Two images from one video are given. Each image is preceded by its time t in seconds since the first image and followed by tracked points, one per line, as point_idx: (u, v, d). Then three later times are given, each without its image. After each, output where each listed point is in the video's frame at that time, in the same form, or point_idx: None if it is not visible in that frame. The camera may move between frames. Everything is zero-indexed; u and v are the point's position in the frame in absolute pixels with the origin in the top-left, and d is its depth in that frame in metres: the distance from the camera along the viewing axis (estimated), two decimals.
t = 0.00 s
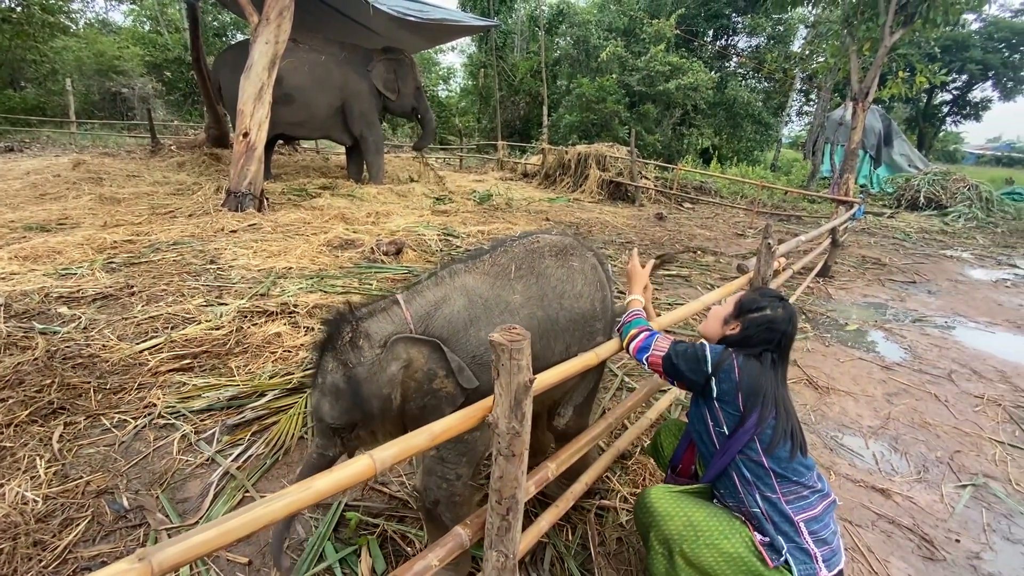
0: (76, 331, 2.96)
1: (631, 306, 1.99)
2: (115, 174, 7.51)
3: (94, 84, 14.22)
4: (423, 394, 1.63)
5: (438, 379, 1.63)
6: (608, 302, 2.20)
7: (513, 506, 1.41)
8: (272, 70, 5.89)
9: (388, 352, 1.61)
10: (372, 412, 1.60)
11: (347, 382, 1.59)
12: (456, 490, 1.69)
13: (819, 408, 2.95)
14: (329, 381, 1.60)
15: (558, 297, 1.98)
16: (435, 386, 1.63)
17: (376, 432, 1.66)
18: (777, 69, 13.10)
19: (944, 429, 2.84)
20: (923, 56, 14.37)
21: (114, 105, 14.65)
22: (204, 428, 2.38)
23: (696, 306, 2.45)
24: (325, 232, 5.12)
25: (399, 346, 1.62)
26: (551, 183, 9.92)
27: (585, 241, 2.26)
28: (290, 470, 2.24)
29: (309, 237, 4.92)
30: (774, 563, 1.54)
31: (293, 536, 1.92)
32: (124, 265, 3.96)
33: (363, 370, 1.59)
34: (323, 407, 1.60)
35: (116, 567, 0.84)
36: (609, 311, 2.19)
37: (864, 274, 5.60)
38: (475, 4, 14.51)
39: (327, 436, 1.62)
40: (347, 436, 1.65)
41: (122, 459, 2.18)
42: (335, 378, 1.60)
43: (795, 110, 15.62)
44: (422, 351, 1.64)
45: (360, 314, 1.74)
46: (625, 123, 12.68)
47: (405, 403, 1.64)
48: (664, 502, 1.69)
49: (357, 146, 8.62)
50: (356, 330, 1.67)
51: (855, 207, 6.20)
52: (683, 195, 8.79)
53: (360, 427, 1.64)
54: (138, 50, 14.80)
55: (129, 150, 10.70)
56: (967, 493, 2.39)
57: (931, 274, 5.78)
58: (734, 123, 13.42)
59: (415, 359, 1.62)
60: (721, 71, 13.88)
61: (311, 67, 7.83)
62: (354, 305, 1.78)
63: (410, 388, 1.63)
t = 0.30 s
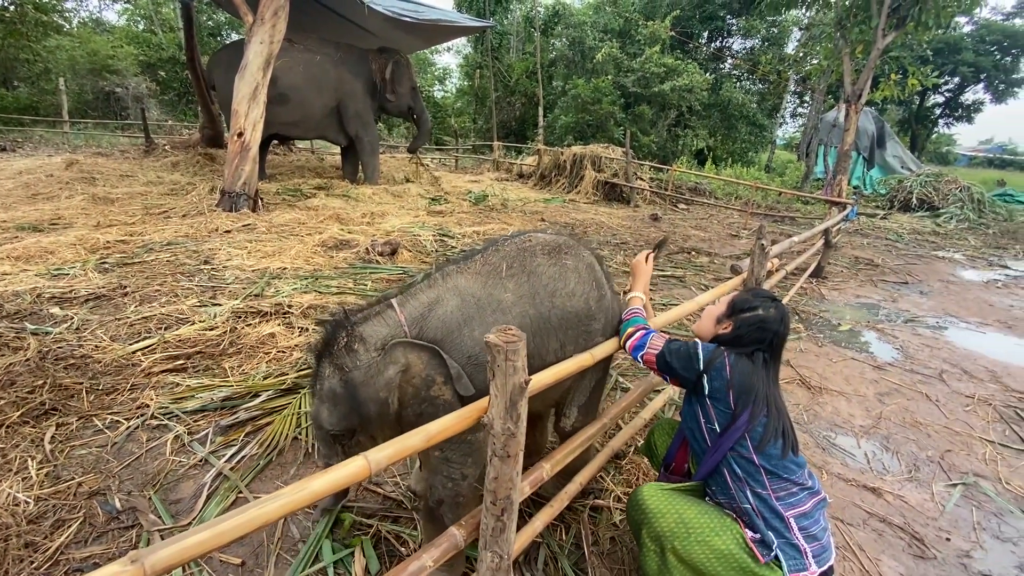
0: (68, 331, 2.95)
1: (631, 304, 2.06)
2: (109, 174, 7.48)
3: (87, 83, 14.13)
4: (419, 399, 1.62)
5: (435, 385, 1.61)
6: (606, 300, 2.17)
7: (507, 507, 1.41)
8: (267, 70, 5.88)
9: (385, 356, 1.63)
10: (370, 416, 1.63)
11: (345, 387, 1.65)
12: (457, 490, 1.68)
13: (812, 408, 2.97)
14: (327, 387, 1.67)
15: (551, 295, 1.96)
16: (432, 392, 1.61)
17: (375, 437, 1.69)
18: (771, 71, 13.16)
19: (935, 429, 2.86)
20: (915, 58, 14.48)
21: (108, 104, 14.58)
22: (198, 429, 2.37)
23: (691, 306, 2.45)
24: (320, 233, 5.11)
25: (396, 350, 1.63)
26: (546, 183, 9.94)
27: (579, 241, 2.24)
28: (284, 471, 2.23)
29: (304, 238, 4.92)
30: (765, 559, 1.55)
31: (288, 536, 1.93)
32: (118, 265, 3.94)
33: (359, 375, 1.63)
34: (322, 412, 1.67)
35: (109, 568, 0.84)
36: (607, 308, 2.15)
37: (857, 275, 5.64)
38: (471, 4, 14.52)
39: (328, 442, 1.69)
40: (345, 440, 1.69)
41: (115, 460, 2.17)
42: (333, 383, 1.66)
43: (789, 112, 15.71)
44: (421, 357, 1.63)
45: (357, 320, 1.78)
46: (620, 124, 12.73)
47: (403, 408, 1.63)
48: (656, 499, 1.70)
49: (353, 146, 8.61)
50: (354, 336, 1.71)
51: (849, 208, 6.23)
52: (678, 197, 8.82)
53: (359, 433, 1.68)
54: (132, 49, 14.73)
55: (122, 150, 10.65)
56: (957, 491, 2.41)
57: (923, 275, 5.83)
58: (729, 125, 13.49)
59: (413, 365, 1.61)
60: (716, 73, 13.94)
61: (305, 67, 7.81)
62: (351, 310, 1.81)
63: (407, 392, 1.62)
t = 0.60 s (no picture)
0: (60, 332, 2.93)
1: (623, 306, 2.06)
2: (103, 174, 7.44)
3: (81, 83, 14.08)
4: (418, 379, 1.65)
5: (433, 362, 1.66)
6: (595, 295, 2.14)
7: (502, 509, 1.41)
8: (262, 71, 5.87)
9: (381, 340, 1.64)
10: (373, 402, 1.62)
11: (346, 377, 1.60)
12: (450, 484, 1.69)
13: (805, 408, 2.98)
14: (326, 379, 1.60)
15: (529, 288, 1.99)
16: (430, 370, 1.65)
17: (380, 426, 1.67)
18: (765, 73, 13.23)
19: (928, 429, 2.88)
20: (909, 61, 14.56)
21: (102, 104, 14.51)
22: (191, 431, 2.36)
23: (685, 307, 2.45)
24: (315, 234, 5.10)
25: (390, 334, 1.66)
26: (542, 185, 9.95)
27: (570, 239, 2.24)
28: (277, 472, 2.23)
29: (299, 238, 4.91)
30: (761, 560, 1.55)
31: (281, 538, 1.92)
32: (111, 266, 3.92)
33: (359, 362, 1.62)
34: (324, 407, 1.58)
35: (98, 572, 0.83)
36: (594, 303, 2.11)
37: (851, 276, 5.66)
38: (467, 5, 14.55)
39: (332, 440, 1.61)
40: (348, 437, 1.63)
41: (107, 463, 2.16)
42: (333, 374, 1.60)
43: (784, 113, 15.77)
44: (415, 338, 1.67)
45: (347, 312, 1.78)
46: (615, 125, 12.78)
47: (403, 390, 1.66)
48: (654, 499, 1.70)
49: (348, 146, 8.59)
50: (346, 327, 1.71)
51: (842, 209, 6.27)
52: (674, 198, 8.84)
53: (364, 422, 1.64)
54: (127, 49, 14.68)
55: (116, 150, 10.60)
56: (950, 492, 2.42)
57: (916, 275, 5.86)
58: (724, 126, 13.55)
59: (408, 346, 1.66)
60: (711, 75, 14.00)
61: (301, 68, 7.81)
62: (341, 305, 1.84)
63: (406, 374, 1.65)
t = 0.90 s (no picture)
0: (56, 334, 2.92)
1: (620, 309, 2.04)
2: (98, 175, 7.41)
3: (76, 83, 14.01)
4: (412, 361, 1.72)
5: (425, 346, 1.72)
6: (588, 294, 2.09)
7: (498, 508, 1.41)
8: (259, 71, 5.85)
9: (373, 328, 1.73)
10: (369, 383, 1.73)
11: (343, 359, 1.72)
12: (452, 468, 1.74)
13: (802, 408, 2.99)
14: (325, 361, 1.74)
15: (523, 285, 1.99)
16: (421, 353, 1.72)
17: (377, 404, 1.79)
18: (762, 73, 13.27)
19: (924, 428, 2.89)
20: (905, 62, 14.61)
21: (97, 105, 14.46)
22: (188, 432, 2.35)
23: (683, 307, 2.45)
24: (312, 234, 5.09)
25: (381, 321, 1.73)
26: (540, 185, 9.95)
27: (570, 239, 2.24)
28: (275, 474, 2.23)
29: (296, 239, 4.89)
30: (758, 559, 1.56)
31: (279, 540, 1.92)
32: (106, 267, 3.90)
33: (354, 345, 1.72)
34: (325, 386, 1.73)
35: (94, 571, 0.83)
36: (588, 301, 2.08)
37: (847, 276, 5.68)
38: (464, 6, 14.56)
39: (336, 416, 1.76)
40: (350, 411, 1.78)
41: (103, 465, 2.15)
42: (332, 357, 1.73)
43: (780, 114, 15.81)
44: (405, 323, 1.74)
45: (346, 300, 1.91)
46: (613, 125, 12.79)
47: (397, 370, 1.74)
48: (652, 499, 1.70)
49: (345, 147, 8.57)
50: (344, 313, 1.82)
51: (839, 210, 6.28)
52: (671, 198, 8.85)
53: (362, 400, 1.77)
54: (123, 50, 14.63)
55: (112, 151, 10.56)
56: (946, 490, 2.43)
57: (912, 275, 5.88)
58: (721, 127, 13.58)
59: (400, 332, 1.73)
60: (707, 75, 14.04)
61: (298, 68, 7.80)
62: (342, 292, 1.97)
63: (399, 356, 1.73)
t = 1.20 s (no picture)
0: (52, 336, 2.91)
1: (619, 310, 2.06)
2: (94, 176, 7.39)
3: (71, 84, 13.95)
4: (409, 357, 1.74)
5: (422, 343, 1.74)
6: (588, 295, 2.09)
7: (497, 508, 1.41)
8: (255, 72, 5.85)
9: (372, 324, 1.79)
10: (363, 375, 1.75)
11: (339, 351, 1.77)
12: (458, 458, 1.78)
13: (799, 407, 3.00)
14: (323, 352, 1.80)
15: (523, 284, 1.99)
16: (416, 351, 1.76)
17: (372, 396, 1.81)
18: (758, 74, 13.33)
19: (919, 427, 2.91)
20: (899, 63, 14.70)
21: (92, 106, 14.44)
22: (186, 434, 2.34)
23: (680, 308, 2.46)
24: (309, 236, 5.08)
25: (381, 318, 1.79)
26: (537, 186, 9.96)
27: (570, 239, 2.23)
28: (274, 475, 2.23)
29: (293, 240, 4.89)
30: (754, 559, 1.57)
31: (277, 542, 1.92)
32: (102, 269, 3.89)
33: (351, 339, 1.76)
34: (323, 377, 1.79)
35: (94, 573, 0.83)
36: (588, 300, 2.08)
37: (843, 276, 5.71)
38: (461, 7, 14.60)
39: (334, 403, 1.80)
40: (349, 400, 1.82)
41: (100, 467, 2.14)
42: (329, 347, 1.79)
43: (776, 115, 15.87)
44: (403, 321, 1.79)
45: (347, 296, 1.97)
46: (609, 126, 12.80)
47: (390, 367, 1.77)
48: (648, 500, 1.71)
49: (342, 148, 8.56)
50: (344, 308, 1.89)
51: (834, 210, 6.31)
52: (667, 199, 8.88)
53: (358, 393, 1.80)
54: (118, 50, 14.61)
55: (108, 152, 10.54)
56: (941, 488, 2.44)
57: (907, 275, 5.92)
58: (718, 127, 13.63)
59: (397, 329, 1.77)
60: (704, 76, 14.11)
61: (294, 69, 7.80)
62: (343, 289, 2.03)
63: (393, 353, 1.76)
